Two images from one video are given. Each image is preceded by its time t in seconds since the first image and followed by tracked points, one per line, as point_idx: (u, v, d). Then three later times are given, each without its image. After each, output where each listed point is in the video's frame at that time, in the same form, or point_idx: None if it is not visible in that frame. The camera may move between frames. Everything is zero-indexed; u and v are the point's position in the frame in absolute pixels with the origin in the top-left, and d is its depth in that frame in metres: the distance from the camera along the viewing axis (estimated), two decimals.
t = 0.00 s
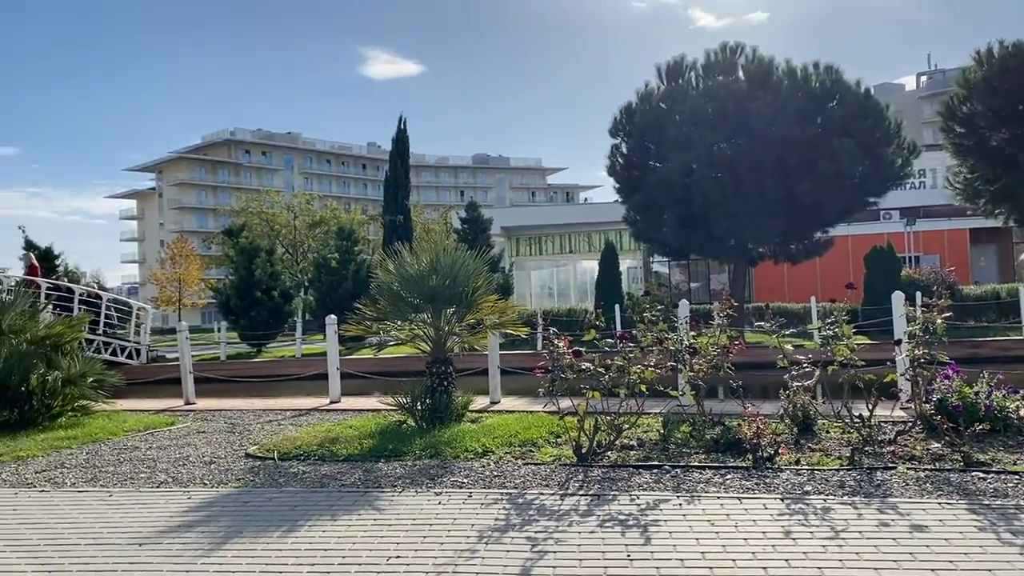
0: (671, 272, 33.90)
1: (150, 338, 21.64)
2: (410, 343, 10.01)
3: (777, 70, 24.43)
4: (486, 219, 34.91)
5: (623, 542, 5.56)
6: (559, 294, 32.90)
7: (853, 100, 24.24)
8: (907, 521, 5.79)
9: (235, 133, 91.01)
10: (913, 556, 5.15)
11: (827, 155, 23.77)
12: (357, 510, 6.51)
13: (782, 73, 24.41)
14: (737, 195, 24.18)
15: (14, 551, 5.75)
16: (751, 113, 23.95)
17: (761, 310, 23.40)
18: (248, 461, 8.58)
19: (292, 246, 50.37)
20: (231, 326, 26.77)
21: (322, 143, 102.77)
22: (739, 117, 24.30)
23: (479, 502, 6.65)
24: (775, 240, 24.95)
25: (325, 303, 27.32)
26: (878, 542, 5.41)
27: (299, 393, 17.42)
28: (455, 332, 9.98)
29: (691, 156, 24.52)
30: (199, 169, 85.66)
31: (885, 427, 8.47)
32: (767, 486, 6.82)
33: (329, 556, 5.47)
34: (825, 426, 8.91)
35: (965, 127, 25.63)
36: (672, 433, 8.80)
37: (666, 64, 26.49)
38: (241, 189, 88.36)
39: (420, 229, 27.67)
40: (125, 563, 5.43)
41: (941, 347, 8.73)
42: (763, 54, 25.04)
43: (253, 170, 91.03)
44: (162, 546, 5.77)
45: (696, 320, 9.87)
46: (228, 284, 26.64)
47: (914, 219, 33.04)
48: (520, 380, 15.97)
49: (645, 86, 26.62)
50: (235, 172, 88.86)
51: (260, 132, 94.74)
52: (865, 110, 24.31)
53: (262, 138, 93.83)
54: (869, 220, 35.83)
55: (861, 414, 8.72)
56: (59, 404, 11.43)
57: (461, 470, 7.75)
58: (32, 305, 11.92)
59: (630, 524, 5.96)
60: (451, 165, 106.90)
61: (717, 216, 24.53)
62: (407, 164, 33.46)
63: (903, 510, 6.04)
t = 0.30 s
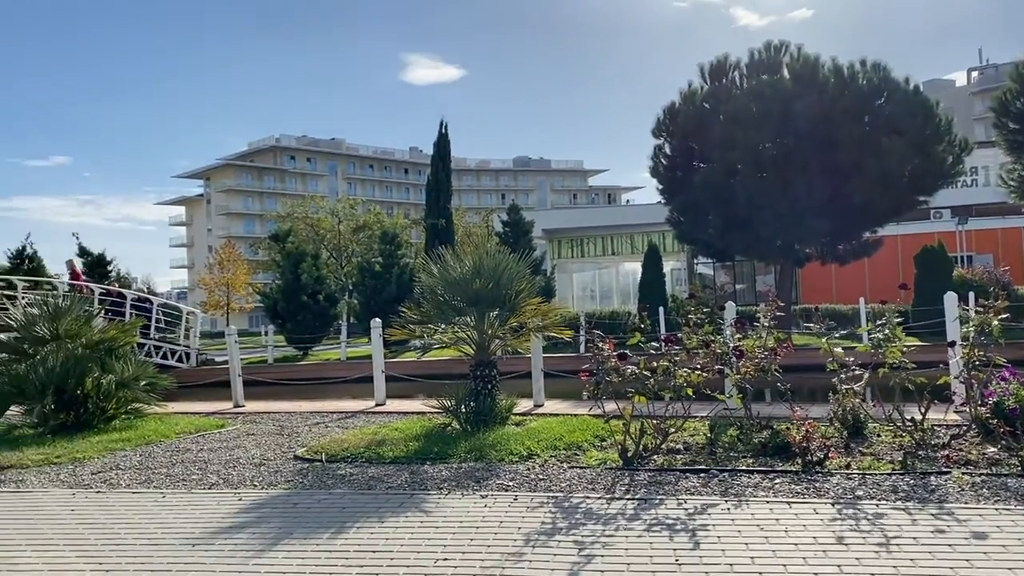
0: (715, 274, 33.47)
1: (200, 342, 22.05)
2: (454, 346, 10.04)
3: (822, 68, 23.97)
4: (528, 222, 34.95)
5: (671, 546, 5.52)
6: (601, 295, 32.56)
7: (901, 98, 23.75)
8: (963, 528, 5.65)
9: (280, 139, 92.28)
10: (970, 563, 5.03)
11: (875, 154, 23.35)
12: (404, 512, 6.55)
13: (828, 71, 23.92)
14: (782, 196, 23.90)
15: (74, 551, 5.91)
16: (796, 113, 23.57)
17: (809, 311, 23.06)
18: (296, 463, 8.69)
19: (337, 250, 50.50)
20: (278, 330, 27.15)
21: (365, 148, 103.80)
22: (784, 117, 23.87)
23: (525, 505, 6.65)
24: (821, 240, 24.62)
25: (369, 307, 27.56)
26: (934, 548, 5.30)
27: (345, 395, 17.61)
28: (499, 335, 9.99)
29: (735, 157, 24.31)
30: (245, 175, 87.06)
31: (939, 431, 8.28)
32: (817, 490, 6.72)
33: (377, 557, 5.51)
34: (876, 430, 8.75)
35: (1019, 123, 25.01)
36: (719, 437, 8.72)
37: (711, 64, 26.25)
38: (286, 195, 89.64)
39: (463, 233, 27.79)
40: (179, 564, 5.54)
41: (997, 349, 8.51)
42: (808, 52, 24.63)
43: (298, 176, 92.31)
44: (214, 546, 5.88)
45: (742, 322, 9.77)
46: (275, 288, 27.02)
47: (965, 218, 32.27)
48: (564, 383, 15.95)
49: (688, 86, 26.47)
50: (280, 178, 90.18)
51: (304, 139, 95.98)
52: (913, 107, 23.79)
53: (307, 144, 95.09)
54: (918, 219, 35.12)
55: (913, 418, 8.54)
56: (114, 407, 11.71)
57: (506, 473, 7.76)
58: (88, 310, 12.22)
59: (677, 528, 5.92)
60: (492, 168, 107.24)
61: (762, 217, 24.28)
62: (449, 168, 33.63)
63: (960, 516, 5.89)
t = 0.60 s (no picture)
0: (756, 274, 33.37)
1: (243, 344, 22.40)
2: (493, 348, 10.05)
3: (864, 64, 23.64)
4: (565, 224, 34.94)
5: (713, 549, 5.48)
6: (639, 296, 32.33)
7: (945, 93, 23.34)
8: (1014, 532, 5.53)
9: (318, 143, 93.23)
10: (1022, 568, 4.92)
11: (919, 151, 22.96)
12: (446, 513, 6.60)
13: (870, 68, 23.60)
14: (824, 194, 23.55)
15: (126, 549, 6.04)
16: (837, 110, 23.28)
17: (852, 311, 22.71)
18: (339, 463, 8.79)
19: (376, 253, 50.94)
20: (318, 332, 27.43)
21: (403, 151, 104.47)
22: (825, 114, 23.55)
23: (566, 506, 6.66)
24: (864, 239, 24.23)
25: (408, 309, 27.76)
26: (983, 552, 5.20)
27: (384, 396, 17.76)
28: (538, 336, 10.00)
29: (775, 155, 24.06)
30: (285, 180, 88.16)
31: (988, 433, 8.12)
32: (862, 493, 6.62)
33: (420, 557, 5.55)
34: (923, 431, 8.60)
35: None
36: (761, 439, 8.64)
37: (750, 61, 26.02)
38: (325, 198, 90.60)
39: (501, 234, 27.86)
40: (226, 562, 5.64)
41: None
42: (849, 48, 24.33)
43: (337, 180, 93.24)
44: (260, 545, 5.98)
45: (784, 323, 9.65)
46: (316, 291, 27.31)
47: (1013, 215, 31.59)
48: (602, 384, 15.93)
49: (727, 85, 26.28)
50: (319, 182, 91.21)
51: (342, 143, 96.89)
52: (958, 103, 23.37)
53: (345, 148, 95.99)
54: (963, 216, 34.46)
55: (961, 419, 8.38)
56: (160, 408, 11.94)
57: (547, 474, 7.78)
58: (134, 313, 12.47)
59: (720, 530, 5.88)
60: (528, 169, 107.31)
61: (803, 216, 23.97)
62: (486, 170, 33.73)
63: (1011, 519, 5.77)
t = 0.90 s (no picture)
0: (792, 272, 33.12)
1: (278, 345, 22.63)
2: (526, 347, 10.04)
3: (901, 59, 23.28)
4: (597, 222, 34.83)
5: (750, 550, 5.43)
6: (673, 295, 32.16)
7: (986, 87, 22.89)
8: None
9: (351, 145, 93.87)
10: None
11: (959, 145, 22.54)
12: (481, 512, 6.61)
13: (907, 61, 23.23)
14: (861, 191, 23.20)
15: (167, 546, 6.14)
16: (874, 105, 22.95)
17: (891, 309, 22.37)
18: (374, 462, 8.85)
19: (409, 253, 51.17)
20: (352, 332, 27.62)
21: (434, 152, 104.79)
22: (861, 109, 23.23)
23: (601, 507, 6.64)
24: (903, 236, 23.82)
25: (440, 308, 27.84)
26: None
27: (417, 396, 17.84)
28: (571, 336, 9.97)
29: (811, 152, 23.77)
30: (319, 181, 88.97)
31: None
32: (902, 494, 6.52)
33: (455, 557, 5.56)
34: (964, 432, 8.45)
35: None
36: (798, 439, 8.55)
37: (784, 57, 25.76)
38: (358, 199, 91.26)
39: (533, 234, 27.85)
40: (264, 560, 5.70)
41: None
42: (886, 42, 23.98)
43: (369, 181, 93.80)
44: (297, 543, 6.04)
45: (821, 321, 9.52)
46: (349, 291, 27.52)
47: None
48: (636, 384, 15.87)
49: (761, 81, 26.04)
50: (352, 183, 91.91)
51: (375, 144, 97.45)
52: (1000, 96, 22.91)
53: (378, 149, 96.52)
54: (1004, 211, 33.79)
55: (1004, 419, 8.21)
56: (199, 408, 12.11)
57: (581, 474, 7.76)
58: (173, 314, 12.64)
59: (757, 531, 5.82)
60: (560, 169, 107.12)
61: (840, 213, 23.64)
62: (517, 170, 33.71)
63: None
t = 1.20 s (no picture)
0: (823, 269, 32.77)
1: (309, 343, 22.83)
2: (554, 346, 10.00)
3: (934, 52, 22.94)
4: (625, 220, 34.73)
5: (781, 549, 5.38)
6: (703, 293, 31.93)
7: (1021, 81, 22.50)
8: None
9: (379, 144, 94.36)
10: None
11: (993, 140, 22.17)
12: (510, 510, 6.62)
13: (941, 55, 22.89)
14: (894, 186, 22.89)
15: (200, 542, 6.21)
16: (906, 100, 22.64)
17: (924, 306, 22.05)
18: (403, 460, 8.89)
19: (437, 252, 51.35)
20: (381, 331, 27.75)
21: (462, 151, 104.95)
22: (893, 104, 22.94)
23: (630, 506, 6.62)
24: (936, 232, 23.45)
25: (468, 307, 27.89)
26: None
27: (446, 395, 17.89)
28: (599, 335, 9.93)
29: (842, 147, 23.49)
30: (347, 181, 89.64)
31: None
32: (937, 494, 6.43)
33: (484, 554, 5.58)
34: (1000, 431, 8.31)
35: None
36: (829, 438, 8.46)
37: (814, 52, 25.49)
38: (386, 198, 91.71)
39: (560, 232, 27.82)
40: (295, 556, 5.76)
41: None
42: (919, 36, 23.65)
43: (397, 180, 94.20)
44: (328, 540, 6.08)
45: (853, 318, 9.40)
46: (378, 290, 27.67)
47: None
48: (665, 382, 15.80)
49: (791, 77, 25.80)
50: (380, 182, 92.40)
51: (403, 143, 97.85)
52: None
53: (405, 149, 96.90)
54: None
55: None
56: (230, 406, 12.26)
57: (610, 473, 7.74)
58: (205, 313, 12.76)
59: (788, 530, 5.77)
60: (587, 166, 106.81)
61: (872, 209, 23.32)
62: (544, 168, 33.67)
63: None
